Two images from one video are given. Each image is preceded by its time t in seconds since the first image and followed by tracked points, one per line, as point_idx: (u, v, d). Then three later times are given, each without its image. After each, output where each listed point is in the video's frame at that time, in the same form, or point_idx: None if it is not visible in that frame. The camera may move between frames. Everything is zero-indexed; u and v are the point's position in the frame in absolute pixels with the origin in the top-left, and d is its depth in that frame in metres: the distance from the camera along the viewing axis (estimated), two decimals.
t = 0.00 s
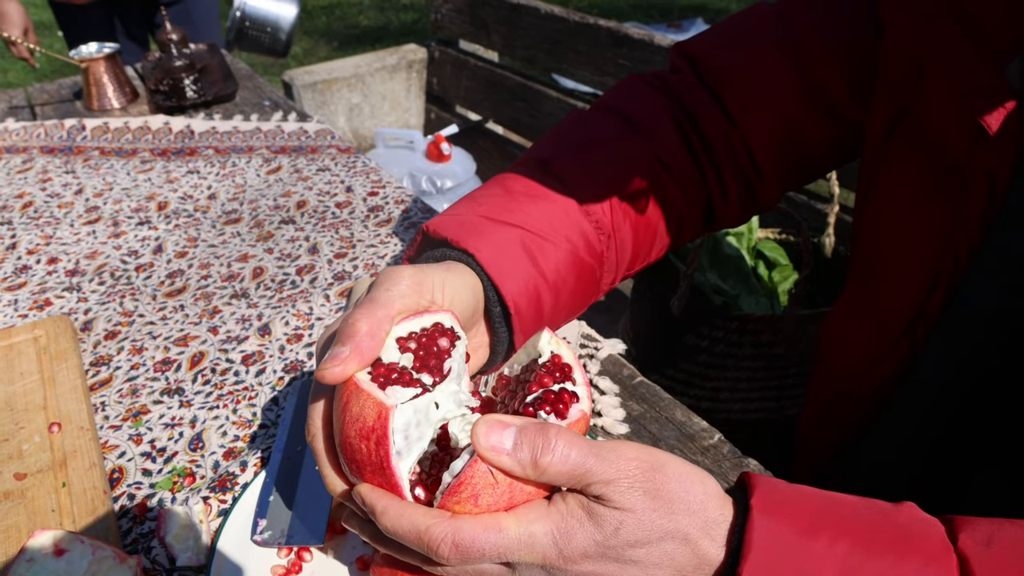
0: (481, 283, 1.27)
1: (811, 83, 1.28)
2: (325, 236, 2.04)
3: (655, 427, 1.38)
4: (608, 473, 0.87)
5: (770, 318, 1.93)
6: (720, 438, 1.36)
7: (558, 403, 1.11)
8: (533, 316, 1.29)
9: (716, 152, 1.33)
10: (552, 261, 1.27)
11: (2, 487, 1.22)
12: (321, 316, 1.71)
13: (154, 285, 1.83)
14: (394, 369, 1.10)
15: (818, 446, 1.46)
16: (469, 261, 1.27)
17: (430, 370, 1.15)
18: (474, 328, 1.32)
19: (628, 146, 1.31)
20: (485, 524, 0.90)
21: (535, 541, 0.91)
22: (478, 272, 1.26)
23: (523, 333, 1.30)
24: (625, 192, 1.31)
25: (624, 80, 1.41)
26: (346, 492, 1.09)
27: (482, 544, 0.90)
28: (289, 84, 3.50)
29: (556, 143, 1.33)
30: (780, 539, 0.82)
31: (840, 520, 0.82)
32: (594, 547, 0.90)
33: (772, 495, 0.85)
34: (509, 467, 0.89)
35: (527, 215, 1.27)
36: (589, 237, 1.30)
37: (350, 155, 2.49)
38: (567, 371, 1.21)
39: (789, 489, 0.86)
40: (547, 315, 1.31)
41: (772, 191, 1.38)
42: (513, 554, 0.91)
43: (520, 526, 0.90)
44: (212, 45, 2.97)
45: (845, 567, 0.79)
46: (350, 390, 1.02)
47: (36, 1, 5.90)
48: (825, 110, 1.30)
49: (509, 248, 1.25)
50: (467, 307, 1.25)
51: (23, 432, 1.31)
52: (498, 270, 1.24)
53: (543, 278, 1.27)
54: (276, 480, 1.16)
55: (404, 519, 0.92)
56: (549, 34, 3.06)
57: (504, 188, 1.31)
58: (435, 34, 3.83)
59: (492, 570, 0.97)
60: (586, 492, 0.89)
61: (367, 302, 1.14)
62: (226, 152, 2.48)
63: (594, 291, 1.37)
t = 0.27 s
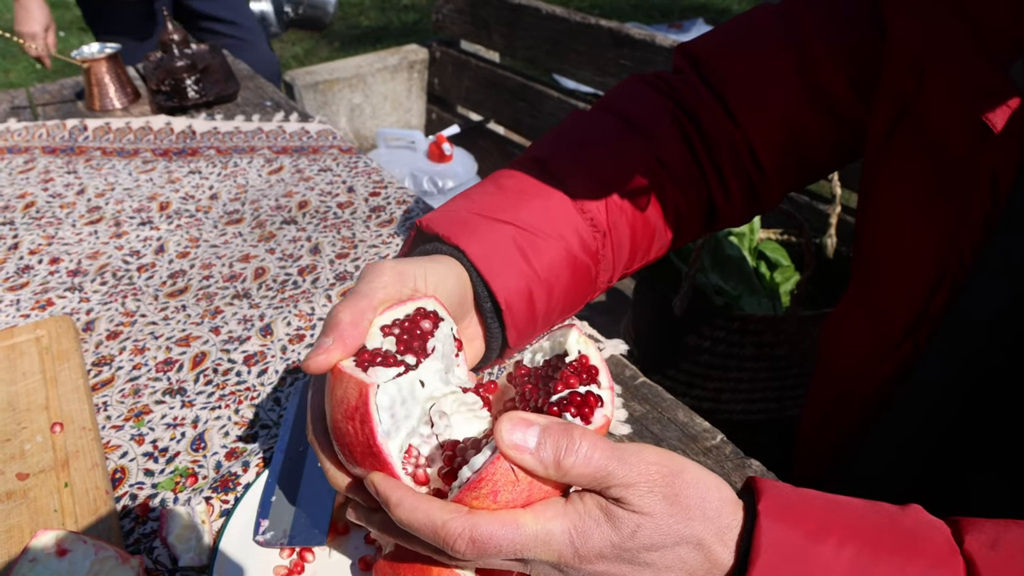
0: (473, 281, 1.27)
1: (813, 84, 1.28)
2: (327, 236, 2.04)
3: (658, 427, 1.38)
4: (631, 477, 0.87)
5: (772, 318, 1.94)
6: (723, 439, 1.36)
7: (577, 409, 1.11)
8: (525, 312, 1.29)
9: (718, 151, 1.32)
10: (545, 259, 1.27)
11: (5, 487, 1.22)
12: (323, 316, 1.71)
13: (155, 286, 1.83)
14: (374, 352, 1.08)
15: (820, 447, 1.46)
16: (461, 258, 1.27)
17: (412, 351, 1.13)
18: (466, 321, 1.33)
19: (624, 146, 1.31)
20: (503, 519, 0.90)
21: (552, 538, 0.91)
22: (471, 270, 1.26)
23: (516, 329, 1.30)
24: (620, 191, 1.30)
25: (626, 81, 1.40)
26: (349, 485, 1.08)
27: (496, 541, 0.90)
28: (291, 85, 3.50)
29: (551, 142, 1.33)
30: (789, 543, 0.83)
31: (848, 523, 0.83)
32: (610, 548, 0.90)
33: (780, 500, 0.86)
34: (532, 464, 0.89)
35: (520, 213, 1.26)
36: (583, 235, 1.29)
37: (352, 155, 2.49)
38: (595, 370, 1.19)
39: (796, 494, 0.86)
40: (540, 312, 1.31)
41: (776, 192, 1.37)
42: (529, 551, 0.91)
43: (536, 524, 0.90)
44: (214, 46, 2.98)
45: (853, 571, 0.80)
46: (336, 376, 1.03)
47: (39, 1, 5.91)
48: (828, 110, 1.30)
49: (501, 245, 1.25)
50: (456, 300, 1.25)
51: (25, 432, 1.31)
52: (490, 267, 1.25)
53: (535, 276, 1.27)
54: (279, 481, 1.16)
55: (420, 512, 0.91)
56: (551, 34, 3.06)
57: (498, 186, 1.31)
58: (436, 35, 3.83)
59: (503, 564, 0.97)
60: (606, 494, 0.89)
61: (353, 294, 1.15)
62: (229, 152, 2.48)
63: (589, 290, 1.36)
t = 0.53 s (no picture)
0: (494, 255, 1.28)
1: (815, 84, 1.28)
2: (328, 236, 2.04)
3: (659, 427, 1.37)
4: (622, 457, 0.90)
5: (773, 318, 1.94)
6: (723, 439, 1.35)
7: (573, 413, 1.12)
8: (543, 291, 1.30)
9: (725, 153, 1.33)
10: (564, 239, 1.27)
11: (5, 487, 1.22)
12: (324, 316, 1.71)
13: (156, 285, 1.83)
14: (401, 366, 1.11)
15: (821, 446, 1.46)
16: (484, 231, 1.28)
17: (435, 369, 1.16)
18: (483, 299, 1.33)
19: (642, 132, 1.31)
20: (506, 520, 0.91)
21: (556, 529, 0.93)
22: (491, 245, 1.27)
23: (532, 307, 1.31)
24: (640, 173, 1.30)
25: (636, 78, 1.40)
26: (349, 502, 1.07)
27: (506, 541, 0.91)
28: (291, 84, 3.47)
29: (571, 123, 1.33)
30: (797, 519, 0.83)
31: (857, 502, 0.83)
32: (611, 528, 0.92)
33: (790, 478, 0.86)
34: (522, 455, 0.90)
35: (541, 190, 1.27)
36: (602, 217, 1.29)
37: (352, 155, 2.49)
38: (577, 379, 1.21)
39: (806, 473, 0.87)
40: (557, 291, 1.32)
41: (779, 192, 1.37)
42: (538, 544, 0.93)
43: (536, 515, 0.92)
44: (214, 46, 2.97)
45: (859, 547, 0.80)
46: (365, 386, 1.00)
47: (41, 2, 5.91)
48: (830, 111, 1.29)
49: (521, 222, 1.25)
50: (474, 283, 1.26)
51: (25, 432, 1.31)
52: (511, 243, 1.25)
53: (555, 255, 1.27)
54: (279, 479, 1.16)
55: (421, 534, 0.91)
56: (552, 34, 3.06)
57: (520, 161, 1.31)
58: (437, 34, 3.83)
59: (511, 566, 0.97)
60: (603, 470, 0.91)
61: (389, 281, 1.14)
62: (229, 152, 2.48)
63: (604, 274, 1.36)
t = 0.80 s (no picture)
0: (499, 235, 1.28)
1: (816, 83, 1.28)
2: (328, 235, 2.04)
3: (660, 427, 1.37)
4: (589, 413, 0.85)
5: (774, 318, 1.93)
6: (724, 439, 1.35)
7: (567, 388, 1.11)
8: (544, 271, 1.32)
9: (724, 150, 1.33)
10: (569, 218, 1.29)
11: (5, 486, 1.22)
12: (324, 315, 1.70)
13: (156, 285, 1.83)
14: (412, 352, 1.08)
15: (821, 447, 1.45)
16: (492, 213, 1.29)
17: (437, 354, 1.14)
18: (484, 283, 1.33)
19: (647, 115, 1.31)
20: (451, 513, 0.88)
21: (504, 519, 0.87)
22: (497, 224, 1.28)
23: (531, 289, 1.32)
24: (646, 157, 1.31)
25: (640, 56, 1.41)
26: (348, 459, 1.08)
27: (458, 524, 0.87)
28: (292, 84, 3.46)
29: (577, 103, 1.34)
30: (801, 505, 0.77)
31: (864, 488, 0.78)
32: (566, 516, 0.85)
33: (792, 460, 0.80)
34: (491, 394, 0.85)
35: (546, 171, 1.28)
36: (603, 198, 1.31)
37: (353, 155, 2.49)
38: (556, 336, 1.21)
39: (808, 457, 0.81)
40: (555, 271, 1.33)
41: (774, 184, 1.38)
42: (485, 537, 0.88)
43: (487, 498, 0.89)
44: (214, 46, 2.97)
45: (870, 536, 0.75)
46: (389, 382, 0.95)
47: (42, 1, 5.91)
48: (830, 108, 1.30)
49: (528, 201, 1.26)
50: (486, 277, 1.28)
51: (25, 431, 1.31)
52: (518, 224, 1.26)
53: (559, 236, 1.29)
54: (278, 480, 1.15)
55: (374, 517, 0.94)
56: (553, 34, 3.05)
57: (526, 143, 1.32)
58: (438, 34, 3.82)
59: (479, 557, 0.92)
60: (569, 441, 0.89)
61: (417, 279, 1.11)
62: (229, 151, 2.47)
63: (598, 253, 1.38)
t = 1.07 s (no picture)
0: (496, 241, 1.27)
1: (817, 79, 1.27)
2: (329, 235, 2.04)
3: (661, 428, 1.37)
4: (525, 409, 0.87)
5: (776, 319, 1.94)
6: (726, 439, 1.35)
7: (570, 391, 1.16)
8: (541, 276, 1.32)
9: (720, 142, 1.33)
10: (567, 220, 1.29)
11: (6, 485, 1.22)
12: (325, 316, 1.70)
13: (158, 284, 1.83)
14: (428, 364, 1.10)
15: (821, 448, 1.46)
16: (487, 219, 1.28)
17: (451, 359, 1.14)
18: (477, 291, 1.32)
19: (643, 112, 1.31)
20: (415, 466, 0.88)
21: (459, 491, 0.85)
22: (493, 229, 1.27)
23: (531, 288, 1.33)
24: (646, 156, 1.31)
25: (630, 47, 1.41)
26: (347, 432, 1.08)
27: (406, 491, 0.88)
28: (293, 84, 3.47)
29: (572, 103, 1.32)
30: (747, 491, 0.76)
31: (815, 476, 0.77)
32: (521, 497, 0.84)
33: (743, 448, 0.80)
34: (423, 407, 0.90)
35: (542, 174, 1.28)
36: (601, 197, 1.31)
37: (354, 154, 2.49)
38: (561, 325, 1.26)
39: (761, 445, 0.80)
40: (555, 270, 1.34)
41: (768, 178, 1.38)
42: (436, 503, 0.87)
43: (444, 475, 0.86)
44: (215, 46, 2.97)
45: (817, 523, 0.73)
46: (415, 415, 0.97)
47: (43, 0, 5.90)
48: (829, 103, 1.29)
49: (525, 205, 1.26)
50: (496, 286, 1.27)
51: (27, 430, 1.31)
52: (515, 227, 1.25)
53: (557, 242, 1.29)
54: (280, 481, 1.15)
55: (347, 449, 0.94)
56: (554, 34, 3.05)
57: (521, 145, 1.31)
58: (439, 34, 3.82)
59: (433, 530, 0.92)
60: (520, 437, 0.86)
61: (425, 291, 1.10)
62: (231, 151, 2.47)
63: (596, 250, 1.38)
